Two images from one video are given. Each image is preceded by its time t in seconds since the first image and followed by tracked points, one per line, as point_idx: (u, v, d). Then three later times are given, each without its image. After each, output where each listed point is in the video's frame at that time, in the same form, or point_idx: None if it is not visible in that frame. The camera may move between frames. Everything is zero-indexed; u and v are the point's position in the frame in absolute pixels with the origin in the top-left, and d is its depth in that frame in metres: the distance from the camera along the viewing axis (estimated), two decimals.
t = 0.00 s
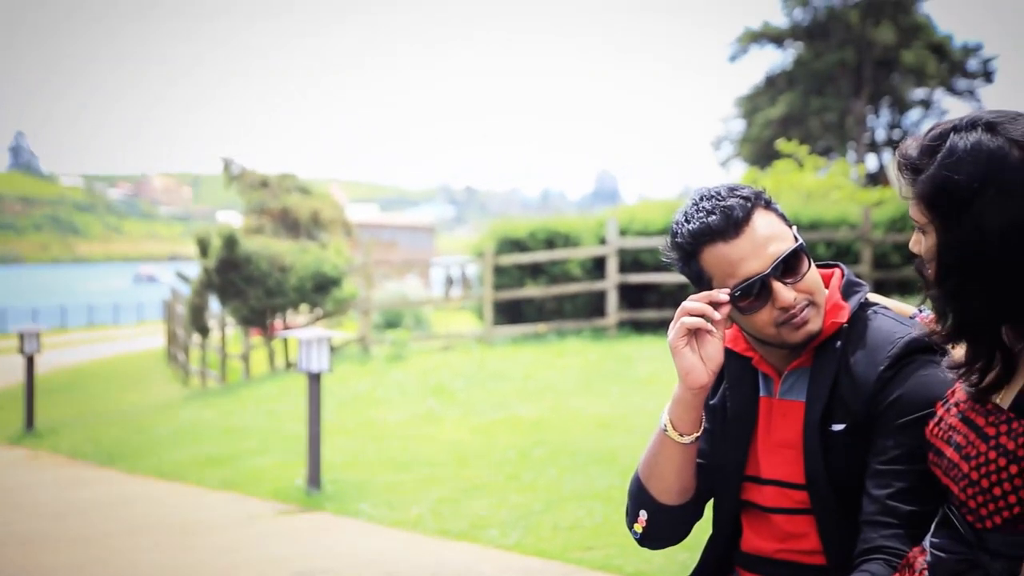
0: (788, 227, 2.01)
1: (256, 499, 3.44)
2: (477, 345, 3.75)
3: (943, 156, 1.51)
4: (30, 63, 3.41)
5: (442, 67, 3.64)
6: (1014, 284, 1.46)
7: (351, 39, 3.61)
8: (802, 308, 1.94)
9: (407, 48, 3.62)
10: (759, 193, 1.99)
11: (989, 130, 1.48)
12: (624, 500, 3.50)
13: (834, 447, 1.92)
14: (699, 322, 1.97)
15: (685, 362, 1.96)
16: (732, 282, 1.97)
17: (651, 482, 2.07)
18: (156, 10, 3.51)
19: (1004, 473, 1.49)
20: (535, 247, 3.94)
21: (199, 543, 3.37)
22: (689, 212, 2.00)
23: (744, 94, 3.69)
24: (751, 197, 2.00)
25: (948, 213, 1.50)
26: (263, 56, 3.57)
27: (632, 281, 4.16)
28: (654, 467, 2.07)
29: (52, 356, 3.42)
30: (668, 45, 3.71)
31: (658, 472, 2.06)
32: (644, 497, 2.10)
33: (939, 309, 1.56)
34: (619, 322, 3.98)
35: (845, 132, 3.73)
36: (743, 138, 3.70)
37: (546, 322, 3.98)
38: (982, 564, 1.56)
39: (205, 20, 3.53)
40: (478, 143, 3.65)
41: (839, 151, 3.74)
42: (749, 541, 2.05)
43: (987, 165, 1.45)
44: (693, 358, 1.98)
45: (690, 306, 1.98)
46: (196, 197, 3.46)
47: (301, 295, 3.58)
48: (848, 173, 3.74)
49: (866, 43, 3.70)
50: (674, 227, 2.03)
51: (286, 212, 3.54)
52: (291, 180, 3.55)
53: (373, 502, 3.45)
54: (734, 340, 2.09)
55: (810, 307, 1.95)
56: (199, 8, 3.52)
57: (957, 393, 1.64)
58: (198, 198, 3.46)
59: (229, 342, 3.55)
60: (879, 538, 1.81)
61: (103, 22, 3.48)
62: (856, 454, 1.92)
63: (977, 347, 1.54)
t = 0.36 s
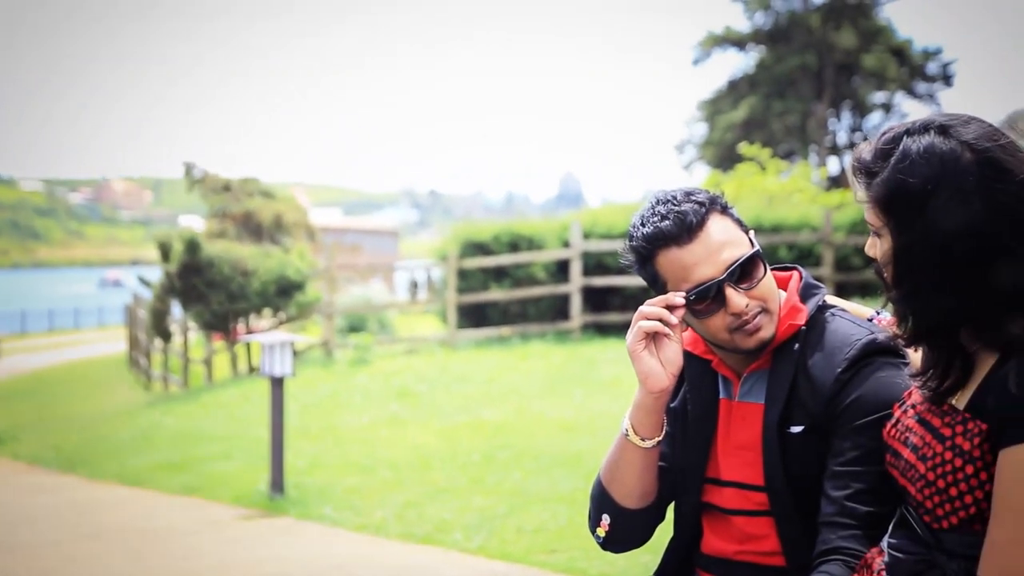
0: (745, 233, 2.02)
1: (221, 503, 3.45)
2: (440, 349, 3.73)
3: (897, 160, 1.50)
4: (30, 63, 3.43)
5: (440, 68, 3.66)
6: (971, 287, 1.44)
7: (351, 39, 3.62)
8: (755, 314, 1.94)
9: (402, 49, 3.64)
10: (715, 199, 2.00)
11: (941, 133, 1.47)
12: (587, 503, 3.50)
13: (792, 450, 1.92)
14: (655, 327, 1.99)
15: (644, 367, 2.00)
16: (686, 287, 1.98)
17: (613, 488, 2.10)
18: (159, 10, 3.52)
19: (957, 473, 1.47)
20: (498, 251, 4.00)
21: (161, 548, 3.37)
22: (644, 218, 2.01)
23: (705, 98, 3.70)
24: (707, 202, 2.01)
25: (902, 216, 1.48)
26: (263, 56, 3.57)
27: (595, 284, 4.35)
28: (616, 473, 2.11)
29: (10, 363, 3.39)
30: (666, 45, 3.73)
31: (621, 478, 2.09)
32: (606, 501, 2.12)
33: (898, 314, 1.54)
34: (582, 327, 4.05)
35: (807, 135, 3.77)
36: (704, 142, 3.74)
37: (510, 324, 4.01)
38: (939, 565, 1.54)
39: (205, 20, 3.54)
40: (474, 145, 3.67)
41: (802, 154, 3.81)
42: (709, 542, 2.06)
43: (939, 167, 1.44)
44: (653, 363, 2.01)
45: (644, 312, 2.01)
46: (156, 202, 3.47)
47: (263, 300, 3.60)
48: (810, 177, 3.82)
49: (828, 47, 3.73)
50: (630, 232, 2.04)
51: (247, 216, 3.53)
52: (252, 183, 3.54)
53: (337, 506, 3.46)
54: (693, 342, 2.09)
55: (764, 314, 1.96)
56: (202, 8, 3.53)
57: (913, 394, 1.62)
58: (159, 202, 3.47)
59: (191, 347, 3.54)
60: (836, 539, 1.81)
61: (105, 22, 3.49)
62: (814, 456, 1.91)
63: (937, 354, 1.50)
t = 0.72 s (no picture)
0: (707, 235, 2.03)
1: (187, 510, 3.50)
2: (408, 350, 3.91)
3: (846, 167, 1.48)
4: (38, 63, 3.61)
5: (436, 68, 3.69)
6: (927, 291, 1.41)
7: (347, 36, 3.68)
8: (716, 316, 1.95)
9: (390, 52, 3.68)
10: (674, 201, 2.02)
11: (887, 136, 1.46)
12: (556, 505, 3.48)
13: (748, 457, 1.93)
14: (617, 329, 2.01)
15: (606, 369, 2.03)
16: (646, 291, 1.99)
17: (578, 491, 2.11)
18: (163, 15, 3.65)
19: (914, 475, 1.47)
20: (464, 252, 4.28)
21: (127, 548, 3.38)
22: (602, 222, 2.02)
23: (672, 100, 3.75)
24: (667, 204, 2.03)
25: (853, 221, 1.46)
26: (266, 59, 3.66)
27: (561, 285, 4.67)
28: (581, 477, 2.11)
29: None
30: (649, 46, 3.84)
31: (586, 481, 2.09)
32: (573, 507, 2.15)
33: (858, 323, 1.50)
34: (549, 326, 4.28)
35: (771, 136, 3.87)
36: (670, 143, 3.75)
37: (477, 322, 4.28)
38: (898, 563, 1.53)
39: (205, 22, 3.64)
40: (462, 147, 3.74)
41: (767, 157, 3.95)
42: (674, 542, 2.06)
43: (889, 168, 1.42)
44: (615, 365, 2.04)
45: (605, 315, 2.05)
46: (122, 204, 3.58)
47: (228, 303, 3.73)
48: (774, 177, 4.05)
49: (790, 50, 3.78)
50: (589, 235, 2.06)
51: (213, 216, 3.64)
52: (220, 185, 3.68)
53: (304, 509, 3.47)
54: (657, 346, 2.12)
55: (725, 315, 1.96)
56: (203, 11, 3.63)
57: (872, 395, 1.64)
58: (124, 205, 3.57)
59: (155, 351, 3.66)
60: (797, 538, 1.79)
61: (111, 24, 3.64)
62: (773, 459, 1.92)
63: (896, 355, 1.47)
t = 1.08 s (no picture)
0: (658, 245, 2.62)
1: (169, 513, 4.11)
2: (377, 351, 4.42)
3: (813, 162, 1.92)
4: (37, 61, 4.42)
5: (435, 66, 4.34)
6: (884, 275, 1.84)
7: (350, 35, 4.36)
8: (670, 323, 2.57)
9: (391, 51, 4.35)
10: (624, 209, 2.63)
11: (851, 137, 1.90)
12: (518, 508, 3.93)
13: (722, 448, 2.57)
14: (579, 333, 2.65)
15: (572, 370, 2.67)
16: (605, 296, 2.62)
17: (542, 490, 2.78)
18: (161, 15, 4.40)
19: (878, 471, 1.92)
20: (433, 252, 4.90)
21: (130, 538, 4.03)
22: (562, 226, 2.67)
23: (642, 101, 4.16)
24: (623, 213, 2.61)
25: (819, 210, 1.89)
26: (268, 56, 4.37)
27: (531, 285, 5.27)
28: (547, 481, 2.78)
29: None
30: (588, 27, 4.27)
31: (550, 484, 2.78)
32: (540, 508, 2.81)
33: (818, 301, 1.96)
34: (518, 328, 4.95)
35: (739, 137, 4.30)
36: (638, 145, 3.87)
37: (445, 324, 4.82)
38: (863, 560, 2.00)
39: (204, 24, 4.37)
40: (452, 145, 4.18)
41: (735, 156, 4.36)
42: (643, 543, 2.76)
43: (854, 167, 1.85)
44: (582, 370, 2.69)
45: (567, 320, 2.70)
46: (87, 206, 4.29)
47: (194, 304, 4.39)
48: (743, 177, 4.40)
49: (757, 50, 4.16)
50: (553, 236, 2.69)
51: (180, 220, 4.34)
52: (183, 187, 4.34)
53: (270, 512, 4.01)
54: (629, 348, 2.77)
55: (678, 323, 2.58)
56: (202, 13, 4.37)
57: (836, 395, 2.12)
58: (88, 206, 4.29)
59: (122, 352, 4.36)
60: (763, 537, 2.39)
61: (110, 22, 4.38)
62: (740, 452, 2.55)
63: (862, 349, 1.94)
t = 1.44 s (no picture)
0: (620, 258, 2.74)
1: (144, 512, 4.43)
2: (348, 351, 4.57)
3: (781, 162, 2.16)
4: (38, 62, 4.75)
5: (435, 70, 4.50)
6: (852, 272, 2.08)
7: (350, 35, 4.55)
8: (627, 336, 2.73)
9: (390, 51, 4.52)
10: (589, 220, 2.75)
11: (818, 137, 2.14)
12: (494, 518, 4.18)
13: (692, 449, 2.74)
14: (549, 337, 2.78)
15: (541, 377, 2.78)
16: (566, 301, 2.79)
17: (516, 493, 2.90)
18: (161, 16, 4.66)
19: (846, 472, 2.13)
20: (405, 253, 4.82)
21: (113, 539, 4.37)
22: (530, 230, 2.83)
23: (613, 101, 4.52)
24: (585, 224, 2.73)
25: (791, 210, 2.13)
26: (268, 58, 4.60)
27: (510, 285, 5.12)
28: (518, 479, 2.90)
29: None
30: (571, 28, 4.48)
31: (520, 483, 2.89)
32: (511, 509, 2.94)
33: (789, 299, 2.19)
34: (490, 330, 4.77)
35: (710, 137, 4.51)
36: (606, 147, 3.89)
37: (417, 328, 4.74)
38: (830, 560, 2.22)
39: (204, 24, 4.63)
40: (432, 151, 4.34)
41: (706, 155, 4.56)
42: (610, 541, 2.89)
43: (822, 168, 2.09)
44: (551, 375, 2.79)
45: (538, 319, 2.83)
46: (57, 206, 4.63)
47: (167, 305, 4.64)
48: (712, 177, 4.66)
49: (729, 52, 4.43)
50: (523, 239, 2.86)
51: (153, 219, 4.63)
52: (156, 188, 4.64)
53: (242, 513, 4.32)
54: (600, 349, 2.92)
55: (635, 335, 2.74)
56: (202, 14, 4.62)
57: (804, 397, 2.34)
58: (59, 207, 4.63)
59: (91, 353, 4.65)
60: (732, 539, 2.58)
61: (110, 23, 4.68)
62: (709, 451, 2.74)
63: (832, 350, 2.18)
